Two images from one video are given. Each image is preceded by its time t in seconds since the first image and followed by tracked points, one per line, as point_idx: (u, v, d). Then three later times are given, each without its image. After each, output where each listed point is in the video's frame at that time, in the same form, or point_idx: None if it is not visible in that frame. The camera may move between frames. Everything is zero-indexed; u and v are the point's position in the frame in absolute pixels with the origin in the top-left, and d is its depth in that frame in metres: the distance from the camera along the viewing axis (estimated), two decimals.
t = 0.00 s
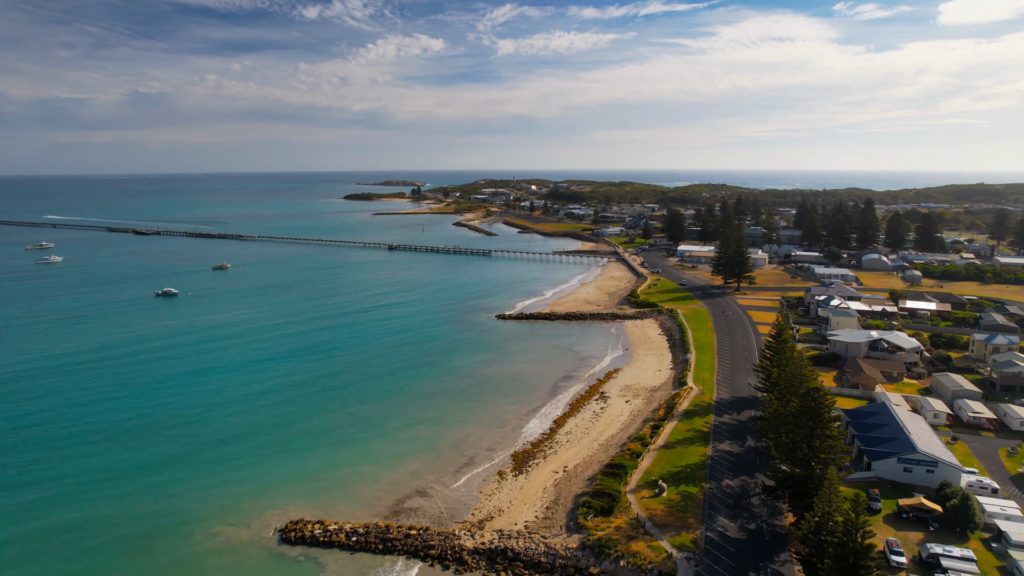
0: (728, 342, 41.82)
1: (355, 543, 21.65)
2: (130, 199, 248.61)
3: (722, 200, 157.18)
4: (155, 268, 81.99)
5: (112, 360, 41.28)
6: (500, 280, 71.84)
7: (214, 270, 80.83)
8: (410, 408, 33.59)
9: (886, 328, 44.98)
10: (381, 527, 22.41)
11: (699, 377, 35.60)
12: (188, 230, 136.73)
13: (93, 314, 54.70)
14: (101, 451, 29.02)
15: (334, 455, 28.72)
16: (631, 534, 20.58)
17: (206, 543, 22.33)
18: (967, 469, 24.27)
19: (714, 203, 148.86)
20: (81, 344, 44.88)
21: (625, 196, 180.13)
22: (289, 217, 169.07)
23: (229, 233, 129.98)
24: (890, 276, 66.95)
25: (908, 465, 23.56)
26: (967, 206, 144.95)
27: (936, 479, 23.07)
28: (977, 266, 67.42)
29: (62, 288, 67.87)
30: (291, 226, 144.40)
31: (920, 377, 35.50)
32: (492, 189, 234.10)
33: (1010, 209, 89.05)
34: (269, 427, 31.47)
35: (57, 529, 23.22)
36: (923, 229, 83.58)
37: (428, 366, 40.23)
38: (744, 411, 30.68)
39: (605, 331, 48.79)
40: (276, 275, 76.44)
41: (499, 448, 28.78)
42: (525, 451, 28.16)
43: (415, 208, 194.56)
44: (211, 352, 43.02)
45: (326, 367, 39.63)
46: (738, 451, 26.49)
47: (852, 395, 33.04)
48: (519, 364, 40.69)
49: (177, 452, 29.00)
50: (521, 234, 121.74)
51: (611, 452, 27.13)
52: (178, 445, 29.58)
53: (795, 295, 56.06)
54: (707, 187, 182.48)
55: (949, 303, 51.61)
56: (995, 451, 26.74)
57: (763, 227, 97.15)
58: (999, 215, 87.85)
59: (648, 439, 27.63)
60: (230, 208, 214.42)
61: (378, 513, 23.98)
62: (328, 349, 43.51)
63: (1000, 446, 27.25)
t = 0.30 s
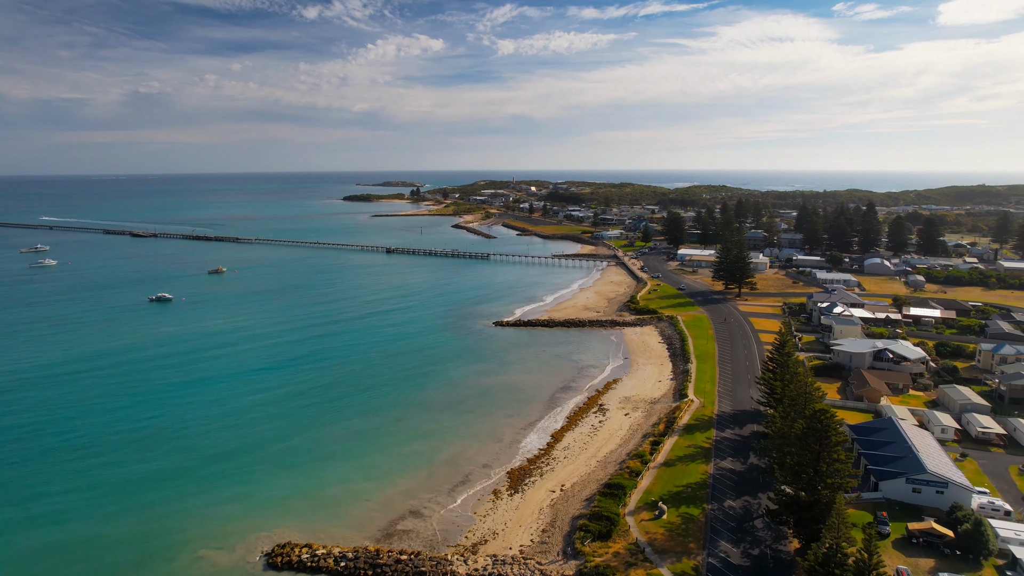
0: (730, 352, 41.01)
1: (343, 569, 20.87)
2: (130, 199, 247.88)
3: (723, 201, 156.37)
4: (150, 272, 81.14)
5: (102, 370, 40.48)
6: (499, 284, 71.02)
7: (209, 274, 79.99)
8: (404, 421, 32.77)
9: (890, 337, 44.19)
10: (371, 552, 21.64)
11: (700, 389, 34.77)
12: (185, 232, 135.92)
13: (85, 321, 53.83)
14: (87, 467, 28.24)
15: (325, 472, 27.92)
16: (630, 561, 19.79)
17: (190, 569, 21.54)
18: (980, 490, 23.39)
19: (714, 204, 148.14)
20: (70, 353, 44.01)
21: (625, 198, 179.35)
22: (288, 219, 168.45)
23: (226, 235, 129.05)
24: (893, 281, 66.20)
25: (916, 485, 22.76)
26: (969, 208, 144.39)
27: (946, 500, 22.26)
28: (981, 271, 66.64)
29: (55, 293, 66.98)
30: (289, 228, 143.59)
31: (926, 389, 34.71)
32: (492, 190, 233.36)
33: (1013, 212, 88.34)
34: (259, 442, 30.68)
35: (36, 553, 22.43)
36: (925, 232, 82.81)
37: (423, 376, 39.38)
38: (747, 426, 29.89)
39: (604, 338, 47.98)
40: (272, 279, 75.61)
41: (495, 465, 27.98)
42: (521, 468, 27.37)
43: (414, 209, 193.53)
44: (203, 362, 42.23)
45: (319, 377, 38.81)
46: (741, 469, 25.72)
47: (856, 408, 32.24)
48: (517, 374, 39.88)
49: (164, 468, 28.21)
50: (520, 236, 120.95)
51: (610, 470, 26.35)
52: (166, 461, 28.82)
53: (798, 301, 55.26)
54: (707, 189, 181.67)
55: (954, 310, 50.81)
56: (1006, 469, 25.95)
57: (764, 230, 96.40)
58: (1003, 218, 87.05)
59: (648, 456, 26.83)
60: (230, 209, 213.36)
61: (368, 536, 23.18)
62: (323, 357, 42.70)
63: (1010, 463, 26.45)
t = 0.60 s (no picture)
0: (732, 362, 40.18)
1: None
2: (127, 201, 246.51)
3: (724, 203, 155.50)
4: (145, 277, 80.25)
5: (90, 381, 39.62)
6: (497, 290, 70.21)
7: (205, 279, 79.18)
8: (399, 436, 31.94)
9: (895, 345, 43.38)
10: None
11: (701, 401, 33.96)
12: (182, 235, 134.91)
13: (76, 328, 53.00)
14: (71, 486, 27.40)
15: (316, 492, 27.06)
16: None
17: None
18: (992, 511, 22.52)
19: (715, 206, 147.40)
20: (59, 363, 43.15)
21: (625, 199, 178.68)
22: (286, 221, 167.39)
23: (224, 238, 128.22)
24: (896, 287, 65.42)
25: (926, 507, 21.96)
26: (971, 209, 143.74)
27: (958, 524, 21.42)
28: (984, 276, 65.93)
29: (47, 299, 66.13)
30: (287, 230, 142.78)
31: (932, 402, 33.88)
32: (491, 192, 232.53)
33: (1016, 215, 87.69)
34: (249, 458, 29.85)
35: None
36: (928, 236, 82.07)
37: (419, 386, 38.56)
38: (750, 442, 29.06)
39: (603, 347, 47.15)
40: (269, 284, 74.78)
41: (491, 483, 27.23)
42: (518, 486, 26.62)
43: (413, 211, 192.57)
44: (195, 372, 41.44)
45: (313, 388, 38.02)
46: (743, 488, 24.92)
47: (861, 422, 31.44)
48: (514, 385, 39.09)
49: (151, 487, 27.37)
50: (519, 239, 120.17)
51: (610, 489, 25.57)
52: (152, 479, 27.99)
53: (800, 308, 54.50)
54: (708, 191, 180.89)
55: (959, 318, 50.03)
56: (1018, 488, 25.12)
57: (765, 233, 95.67)
58: (1006, 221, 86.33)
59: (648, 474, 26.01)
60: (228, 210, 212.38)
61: (359, 560, 22.37)
62: (317, 367, 41.88)
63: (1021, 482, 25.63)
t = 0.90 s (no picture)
0: (734, 372, 39.39)
1: None
2: (126, 202, 245.78)
3: (724, 205, 154.76)
4: (140, 281, 79.41)
5: (79, 392, 38.81)
6: (495, 295, 69.37)
7: (201, 283, 78.34)
8: (393, 450, 31.15)
9: (899, 354, 42.56)
10: None
11: (702, 414, 33.16)
12: (179, 237, 134.09)
13: (67, 335, 52.15)
14: (55, 506, 26.57)
15: (307, 512, 26.25)
16: None
17: None
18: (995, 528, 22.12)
19: (715, 209, 146.67)
20: (48, 373, 42.37)
21: (624, 201, 177.90)
22: (284, 223, 166.63)
23: (221, 240, 127.36)
24: (899, 292, 64.65)
25: (937, 531, 21.19)
26: (972, 211, 142.98)
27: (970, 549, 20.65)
28: (987, 281, 65.18)
29: (40, 304, 65.28)
30: (284, 232, 141.92)
31: (939, 415, 33.08)
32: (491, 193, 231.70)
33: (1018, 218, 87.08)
34: (239, 476, 29.04)
35: None
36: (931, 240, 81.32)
37: (414, 397, 37.78)
38: (752, 458, 28.26)
39: (603, 355, 46.32)
40: (265, 289, 73.99)
41: (486, 501, 26.48)
42: (514, 506, 25.86)
43: (412, 212, 191.77)
44: (185, 382, 40.61)
45: (307, 400, 37.24)
46: (746, 508, 24.15)
47: (866, 436, 30.65)
48: (511, 395, 38.30)
49: (137, 507, 26.59)
50: (518, 242, 119.35)
51: (609, 510, 24.79)
52: (139, 498, 27.22)
53: (802, 315, 53.72)
54: (708, 192, 180.07)
55: (964, 325, 49.28)
56: None
57: (766, 237, 94.96)
58: (1009, 224, 85.54)
59: (648, 493, 25.24)
60: (227, 211, 211.48)
61: None
62: (311, 377, 41.11)
63: None
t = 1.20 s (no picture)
0: (736, 383, 38.58)
1: None
2: (125, 203, 245.01)
3: (724, 207, 154.07)
4: (134, 286, 78.50)
5: (67, 403, 37.97)
6: (494, 300, 68.55)
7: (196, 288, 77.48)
8: (387, 466, 30.34)
9: (904, 364, 41.76)
10: None
11: (704, 428, 32.34)
12: (176, 239, 133.15)
13: (58, 343, 51.25)
14: (38, 528, 25.69)
15: (297, 532, 25.45)
16: None
17: None
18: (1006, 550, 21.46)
19: (716, 211, 145.99)
20: (37, 382, 41.50)
21: (624, 203, 177.10)
22: (282, 225, 165.82)
23: (218, 243, 126.45)
24: (903, 298, 63.85)
25: (949, 558, 20.36)
26: (974, 214, 142.35)
27: None
28: (992, 286, 64.37)
29: (33, 310, 64.37)
30: (282, 235, 141.00)
31: (946, 429, 32.27)
32: (490, 194, 230.90)
33: (1022, 221, 86.24)
34: (228, 494, 28.18)
35: None
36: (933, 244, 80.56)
37: (410, 409, 36.94)
38: (755, 476, 27.46)
39: (603, 364, 45.49)
40: (261, 294, 73.15)
41: (481, 522, 25.65)
42: (510, 527, 25.01)
43: (411, 214, 191.00)
44: (176, 393, 39.73)
45: (300, 412, 36.41)
46: (750, 530, 23.32)
47: (873, 452, 29.82)
48: (509, 407, 37.47)
49: (123, 527, 25.78)
50: (518, 245, 118.58)
51: (608, 532, 23.98)
52: (124, 518, 26.39)
53: (804, 322, 52.91)
54: (708, 194, 179.30)
55: (970, 333, 48.50)
56: None
57: (767, 240, 94.17)
58: (1013, 228, 84.76)
59: (648, 515, 24.42)
60: (226, 213, 210.84)
61: None
62: (305, 388, 40.27)
63: None
